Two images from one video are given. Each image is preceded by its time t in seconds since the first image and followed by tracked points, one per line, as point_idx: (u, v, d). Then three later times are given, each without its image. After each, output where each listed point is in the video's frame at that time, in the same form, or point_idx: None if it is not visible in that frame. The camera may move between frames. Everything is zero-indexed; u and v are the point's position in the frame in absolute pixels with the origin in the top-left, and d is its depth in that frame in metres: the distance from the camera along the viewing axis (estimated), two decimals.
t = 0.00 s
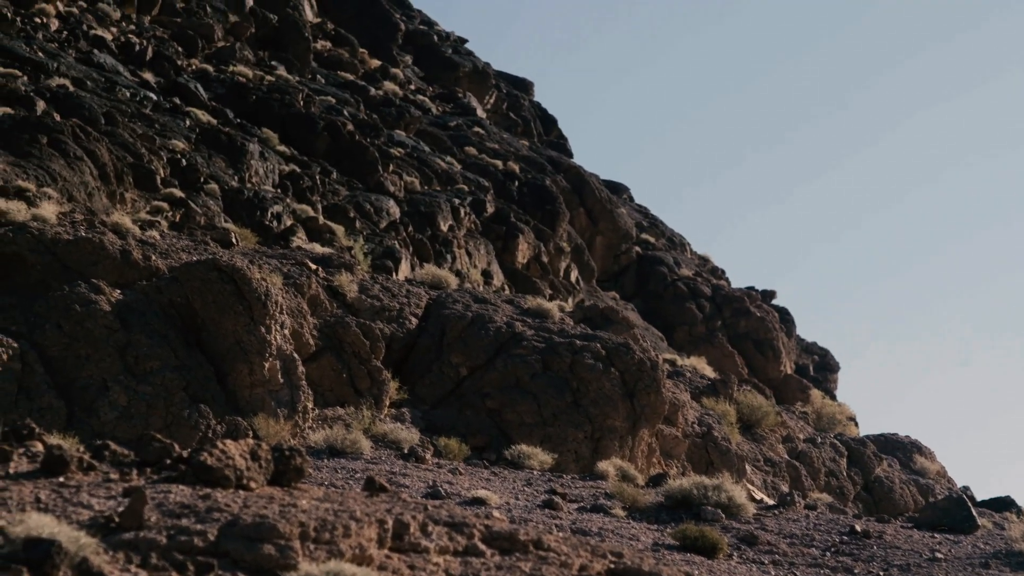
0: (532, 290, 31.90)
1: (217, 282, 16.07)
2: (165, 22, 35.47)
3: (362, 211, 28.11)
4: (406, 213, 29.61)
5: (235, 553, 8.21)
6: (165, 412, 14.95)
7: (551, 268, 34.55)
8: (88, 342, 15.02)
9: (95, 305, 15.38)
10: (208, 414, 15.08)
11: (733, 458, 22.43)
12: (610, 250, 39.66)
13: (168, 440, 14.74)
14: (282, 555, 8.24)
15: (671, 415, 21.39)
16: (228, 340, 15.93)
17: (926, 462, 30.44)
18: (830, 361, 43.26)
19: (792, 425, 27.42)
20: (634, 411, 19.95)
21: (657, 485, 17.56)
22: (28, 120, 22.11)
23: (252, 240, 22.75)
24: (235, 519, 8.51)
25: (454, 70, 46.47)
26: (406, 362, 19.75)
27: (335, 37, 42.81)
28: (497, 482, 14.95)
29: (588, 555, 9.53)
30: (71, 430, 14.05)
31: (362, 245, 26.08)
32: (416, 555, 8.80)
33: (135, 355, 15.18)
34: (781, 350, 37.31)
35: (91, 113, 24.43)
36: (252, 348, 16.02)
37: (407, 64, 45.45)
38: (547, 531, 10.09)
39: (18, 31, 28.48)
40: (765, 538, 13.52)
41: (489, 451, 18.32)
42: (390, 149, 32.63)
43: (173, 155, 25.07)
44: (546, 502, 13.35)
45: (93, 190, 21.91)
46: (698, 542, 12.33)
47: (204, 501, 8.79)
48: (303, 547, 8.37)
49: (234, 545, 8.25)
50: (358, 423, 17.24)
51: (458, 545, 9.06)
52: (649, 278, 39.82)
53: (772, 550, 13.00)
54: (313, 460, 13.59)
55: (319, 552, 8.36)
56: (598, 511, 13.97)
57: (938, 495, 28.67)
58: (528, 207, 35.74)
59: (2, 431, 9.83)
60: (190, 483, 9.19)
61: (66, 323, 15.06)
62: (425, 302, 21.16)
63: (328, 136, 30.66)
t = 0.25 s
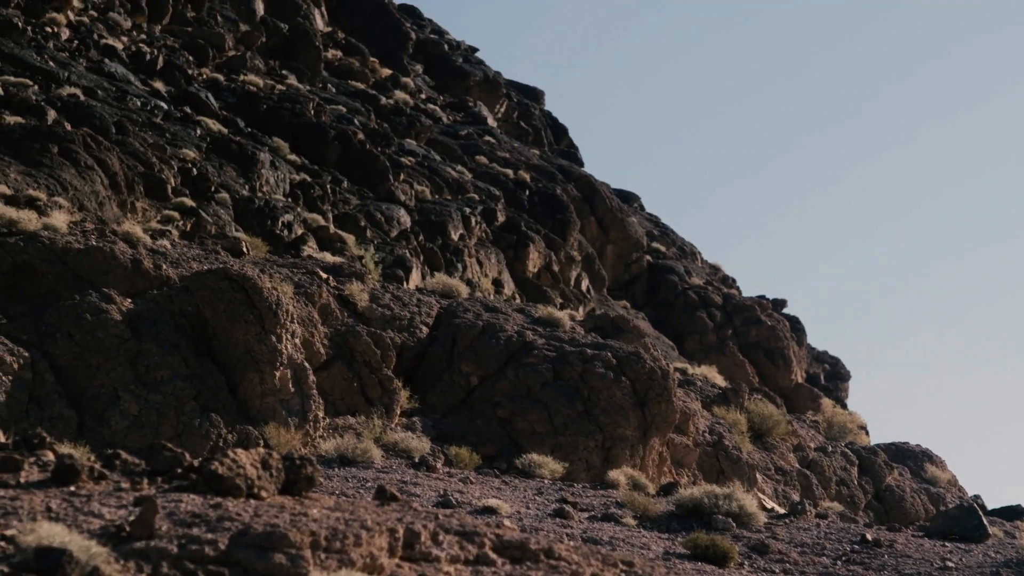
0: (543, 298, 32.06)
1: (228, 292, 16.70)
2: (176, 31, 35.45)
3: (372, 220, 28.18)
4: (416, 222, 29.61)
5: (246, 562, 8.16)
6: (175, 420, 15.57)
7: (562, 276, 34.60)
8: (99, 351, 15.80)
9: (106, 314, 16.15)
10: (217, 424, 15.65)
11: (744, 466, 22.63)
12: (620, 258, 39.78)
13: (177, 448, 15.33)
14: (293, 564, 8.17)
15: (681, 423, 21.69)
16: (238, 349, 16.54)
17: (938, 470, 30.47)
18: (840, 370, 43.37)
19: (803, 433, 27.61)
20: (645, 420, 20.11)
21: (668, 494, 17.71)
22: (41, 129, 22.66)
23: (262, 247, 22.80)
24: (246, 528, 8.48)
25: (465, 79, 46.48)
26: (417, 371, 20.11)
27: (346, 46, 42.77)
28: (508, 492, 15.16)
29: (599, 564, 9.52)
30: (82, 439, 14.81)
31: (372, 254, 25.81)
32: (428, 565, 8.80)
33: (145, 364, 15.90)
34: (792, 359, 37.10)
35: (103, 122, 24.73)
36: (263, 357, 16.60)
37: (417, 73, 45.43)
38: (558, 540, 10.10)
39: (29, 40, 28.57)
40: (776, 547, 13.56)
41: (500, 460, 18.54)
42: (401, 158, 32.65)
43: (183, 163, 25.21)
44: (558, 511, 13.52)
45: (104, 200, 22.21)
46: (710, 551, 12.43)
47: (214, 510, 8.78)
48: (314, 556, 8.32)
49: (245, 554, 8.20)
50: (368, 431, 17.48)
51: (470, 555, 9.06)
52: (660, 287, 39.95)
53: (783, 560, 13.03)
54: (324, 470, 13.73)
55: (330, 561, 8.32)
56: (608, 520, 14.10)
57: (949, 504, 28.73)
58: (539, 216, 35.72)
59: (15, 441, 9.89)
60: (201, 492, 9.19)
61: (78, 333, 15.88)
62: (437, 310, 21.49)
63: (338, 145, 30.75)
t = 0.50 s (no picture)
0: (553, 307, 32.05)
1: (238, 300, 16.90)
2: (186, 40, 36.13)
3: (382, 228, 28.32)
4: (427, 230, 29.82)
5: (256, 571, 8.13)
6: (186, 429, 15.74)
7: (573, 285, 34.55)
8: (109, 360, 15.90)
9: (116, 323, 16.26)
10: (228, 432, 15.84)
11: (754, 475, 22.86)
12: (630, 266, 40.07)
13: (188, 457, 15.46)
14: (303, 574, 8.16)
15: (692, 432, 21.84)
16: (249, 357, 16.67)
17: (948, 479, 30.52)
18: (850, 379, 43.84)
19: (813, 442, 27.93)
20: (655, 428, 20.43)
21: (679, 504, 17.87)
22: (50, 139, 22.92)
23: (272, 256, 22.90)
24: (257, 537, 8.47)
25: (474, 88, 46.99)
26: (427, 379, 20.49)
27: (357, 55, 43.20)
28: (519, 500, 15.41)
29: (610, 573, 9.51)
30: (92, 448, 14.91)
31: (382, 262, 26.30)
32: (438, 573, 8.78)
33: (155, 373, 16.02)
34: (803, 367, 38.26)
35: (113, 131, 25.10)
36: (274, 366, 16.75)
37: (426, 82, 45.96)
38: (568, 549, 10.09)
39: (40, 49, 29.08)
40: (787, 556, 13.62)
41: (510, 468, 18.88)
42: (412, 167, 32.83)
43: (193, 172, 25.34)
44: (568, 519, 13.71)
45: (114, 210, 22.30)
46: (719, 560, 12.44)
47: (225, 519, 8.78)
48: (325, 565, 8.30)
49: (255, 563, 8.17)
50: (378, 441, 17.59)
51: (480, 563, 9.05)
52: (670, 295, 40.48)
53: (794, 568, 13.06)
54: (334, 480, 14.05)
55: (340, 570, 8.31)
56: (618, 529, 14.24)
57: (959, 512, 28.84)
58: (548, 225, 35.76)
59: (27, 451, 9.98)
60: (211, 501, 9.19)
61: (88, 342, 15.97)
62: (446, 318, 21.98)
63: (348, 154, 31.03)
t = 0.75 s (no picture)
0: (563, 316, 33.13)
1: (248, 308, 17.15)
2: (195, 49, 37.64)
3: (392, 237, 29.08)
4: (438, 239, 30.64)
5: None
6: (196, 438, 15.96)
7: (582, 293, 35.96)
8: (119, 368, 16.12)
9: (125, 332, 16.48)
10: (238, 441, 16.10)
11: (763, 483, 23.22)
12: (641, 275, 41.44)
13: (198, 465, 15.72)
14: None
15: (701, 440, 22.08)
16: (258, 366, 16.96)
17: (958, 488, 30.60)
18: (860, 388, 44.96)
19: (821, 450, 28.36)
20: (664, 437, 20.75)
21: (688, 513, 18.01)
22: (60, 147, 23.56)
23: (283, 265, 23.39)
24: (266, 546, 8.45)
25: (484, 96, 48.89)
26: (436, 388, 20.93)
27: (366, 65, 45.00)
28: (529, 508, 15.63)
29: None
30: (102, 456, 15.11)
31: (393, 271, 26.75)
32: None
33: (165, 382, 16.25)
34: (812, 375, 38.74)
35: (122, 140, 25.82)
36: (284, 374, 17.02)
37: (437, 90, 47.77)
38: (577, 558, 10.10)
39: (49, 58, 30.57)
40: (797, 564, 13.70)
41: (519, 476, 19.37)
42: (421, 176, 33.99)
43: (204, 181, 26.18)
44: (577, 528, 13.86)
45: (123, 219, 23.01)
46: (729, 568, 12.46)
47: (235, 528, 8.79)
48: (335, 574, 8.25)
49: (263, 571, 8.12)
50: (388, 449, 18.18)
51: (491, 570, 9.04)
52: (679, 303, 41.60)
53: None
54: (345, 488, 14.41)
55: None
56: (628, 537, 14.34)
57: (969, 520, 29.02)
58: (559, 234, 37.26)
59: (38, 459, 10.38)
60: (221, 510, 9.24)
61: (98, 350, 16.16)
62: (456, 326, 22.56)
63: (358, 163, 31.92)
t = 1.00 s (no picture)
0: (572, 323, 33.66)
1: (258, 316, 17.19)
2: (206, 56, 38.76)
3: (402, 245, 29.47)
4: (447, 246, 31.21)
5: None
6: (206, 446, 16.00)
7: (593, 301, 36.32)
8: (128, 377, 16.13)
9: (135, 340, 16.47)
10: (247, 449, 16.16)
11: (773, 491, 23.34)
12: (650, 283, 42.14)
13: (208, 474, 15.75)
14: None
15: (710, 449, 22.27)
16: (268, 374, 17.06)
17: (968, 496, 30.63)
18: (870, 396, 45.30)
19: (831, 458, 28.55)
20: (675, 444, 20.74)
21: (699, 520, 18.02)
22: (71, 156, 23.67)
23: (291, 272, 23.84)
24: (276, 555, 8.44)
25: (494, 104, 50.81)
26: (445, 396, 21.13)
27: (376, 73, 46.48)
28: (538, 517, 15.64)
29: None
30: (112, 464, 15.11)
31: (402, 279, 26.93)
32: None
33: (175, 391, 16.28)
34: (821, 385, 38.78)
35: (132, 148, 26.34)
36: (294, 383, 17.12)
37: (446, 99, 49.77)
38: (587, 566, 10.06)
39: (58, 66, 31.13)
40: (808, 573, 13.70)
41: (530, 485, 19.38)
42: (431, 184, 34.59)
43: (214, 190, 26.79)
44: (587, 537, 13.87)
45: (133, 226, 23.15)
46: None
47: (244, 536, 8.80)
48: None
49: None
50: (398, 457, 18.26)
51: None
52: (688, 312, 42.16)
53: None
54: (355, 496, 14.45)
55: None
56: (638, 545, 14.36)
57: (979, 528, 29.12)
58: (569, 242, 37.93)
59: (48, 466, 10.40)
60: (231, 518, 9.25)
61: (107, 358, 16.19)
62: (466, 335, 22.78)
63: (368, 171, 32.35)
